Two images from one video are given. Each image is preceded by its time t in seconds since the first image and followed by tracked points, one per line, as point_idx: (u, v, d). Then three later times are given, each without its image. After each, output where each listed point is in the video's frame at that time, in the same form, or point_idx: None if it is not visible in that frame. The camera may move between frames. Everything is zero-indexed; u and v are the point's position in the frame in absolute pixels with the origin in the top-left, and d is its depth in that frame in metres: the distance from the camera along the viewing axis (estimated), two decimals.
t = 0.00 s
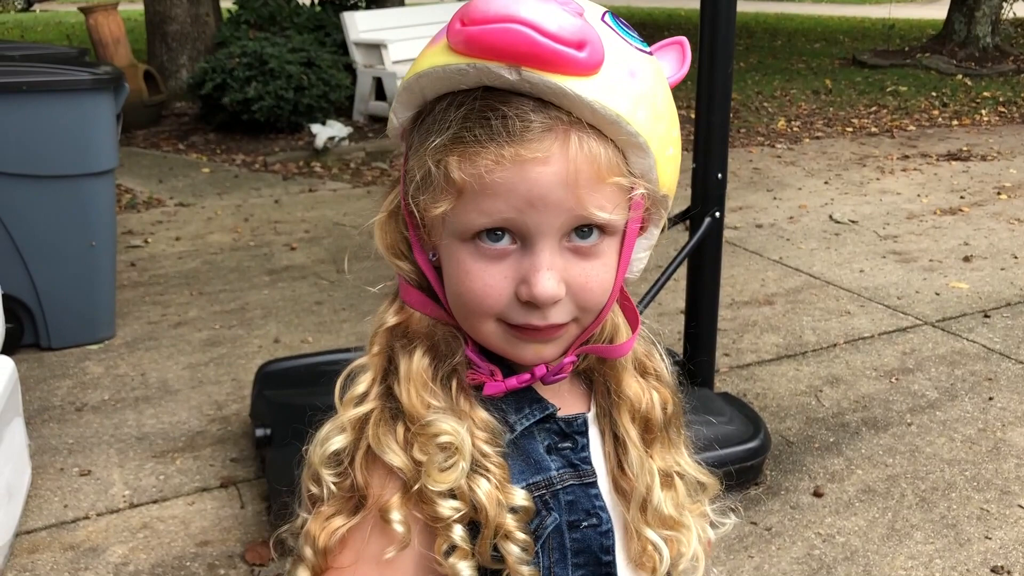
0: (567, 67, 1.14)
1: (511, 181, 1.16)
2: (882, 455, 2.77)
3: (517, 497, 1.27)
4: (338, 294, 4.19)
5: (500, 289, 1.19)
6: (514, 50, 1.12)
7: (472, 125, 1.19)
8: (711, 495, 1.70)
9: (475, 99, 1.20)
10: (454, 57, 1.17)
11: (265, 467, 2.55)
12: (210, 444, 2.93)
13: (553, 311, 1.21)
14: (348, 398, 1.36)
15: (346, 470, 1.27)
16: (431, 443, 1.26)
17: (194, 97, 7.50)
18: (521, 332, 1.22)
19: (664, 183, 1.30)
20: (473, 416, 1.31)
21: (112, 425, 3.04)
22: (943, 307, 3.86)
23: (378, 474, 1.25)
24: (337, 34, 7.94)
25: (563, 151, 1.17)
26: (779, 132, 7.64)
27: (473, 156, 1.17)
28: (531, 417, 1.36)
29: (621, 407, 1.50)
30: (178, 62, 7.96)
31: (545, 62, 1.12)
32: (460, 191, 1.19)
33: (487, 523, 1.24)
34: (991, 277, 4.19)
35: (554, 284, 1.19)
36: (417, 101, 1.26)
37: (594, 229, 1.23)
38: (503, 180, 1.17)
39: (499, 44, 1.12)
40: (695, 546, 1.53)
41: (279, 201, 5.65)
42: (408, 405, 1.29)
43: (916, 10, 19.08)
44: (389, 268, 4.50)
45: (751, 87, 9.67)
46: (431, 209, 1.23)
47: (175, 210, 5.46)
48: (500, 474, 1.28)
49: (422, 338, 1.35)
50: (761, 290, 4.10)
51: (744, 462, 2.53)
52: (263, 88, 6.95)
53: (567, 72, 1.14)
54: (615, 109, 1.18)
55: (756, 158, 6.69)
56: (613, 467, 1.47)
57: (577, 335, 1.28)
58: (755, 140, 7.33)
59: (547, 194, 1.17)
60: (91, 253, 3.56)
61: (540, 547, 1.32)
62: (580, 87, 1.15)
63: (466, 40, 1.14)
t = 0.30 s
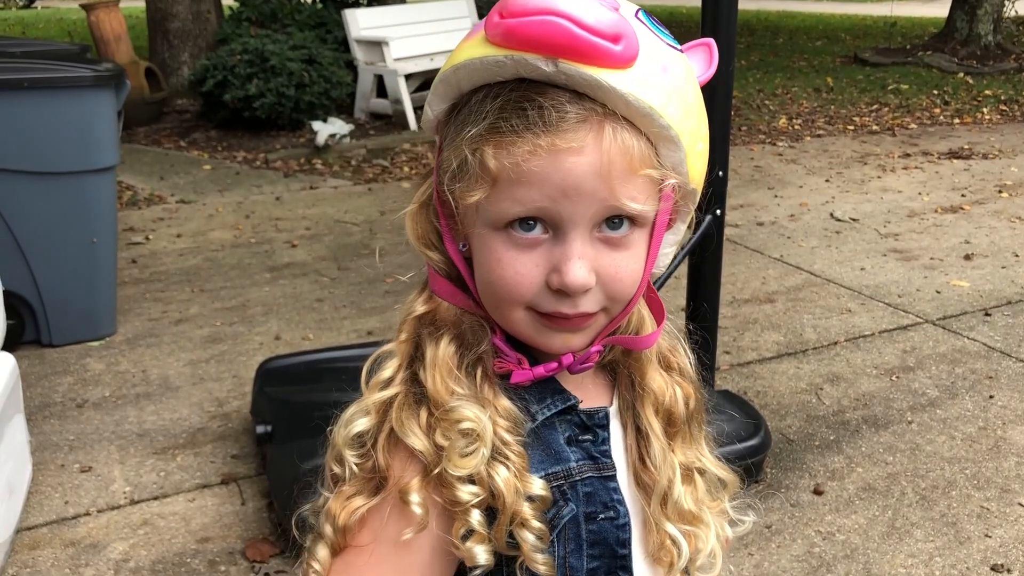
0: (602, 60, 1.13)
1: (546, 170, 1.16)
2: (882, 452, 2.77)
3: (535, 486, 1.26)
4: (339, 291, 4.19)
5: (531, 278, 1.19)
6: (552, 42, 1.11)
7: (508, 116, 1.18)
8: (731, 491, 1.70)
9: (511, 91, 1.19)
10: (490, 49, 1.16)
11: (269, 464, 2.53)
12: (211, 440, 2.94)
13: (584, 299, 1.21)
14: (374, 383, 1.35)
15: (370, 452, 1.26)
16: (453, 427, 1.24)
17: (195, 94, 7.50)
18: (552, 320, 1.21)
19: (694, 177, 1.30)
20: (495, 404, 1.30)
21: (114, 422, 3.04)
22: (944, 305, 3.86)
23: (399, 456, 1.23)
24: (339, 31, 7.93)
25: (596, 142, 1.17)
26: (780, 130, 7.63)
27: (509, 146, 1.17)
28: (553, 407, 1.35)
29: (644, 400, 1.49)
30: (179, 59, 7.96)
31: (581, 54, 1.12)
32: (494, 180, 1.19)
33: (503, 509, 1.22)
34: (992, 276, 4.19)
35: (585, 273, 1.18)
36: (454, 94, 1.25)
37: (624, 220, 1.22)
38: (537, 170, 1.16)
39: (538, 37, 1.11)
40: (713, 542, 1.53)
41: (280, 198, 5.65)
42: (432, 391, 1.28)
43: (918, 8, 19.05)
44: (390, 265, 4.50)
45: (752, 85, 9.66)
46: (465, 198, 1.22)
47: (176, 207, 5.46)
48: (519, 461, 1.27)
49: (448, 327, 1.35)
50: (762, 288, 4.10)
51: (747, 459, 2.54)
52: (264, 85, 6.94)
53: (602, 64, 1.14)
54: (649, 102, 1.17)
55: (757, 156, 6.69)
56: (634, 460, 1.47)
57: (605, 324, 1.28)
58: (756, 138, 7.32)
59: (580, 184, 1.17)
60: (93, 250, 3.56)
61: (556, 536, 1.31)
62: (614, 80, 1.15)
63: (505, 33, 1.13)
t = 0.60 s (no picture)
0: (613, 56, 1.13)
1: (556, 166, 1.16)
2: (881, 450, 2.77)
3: (538, 485, 1.26)
4: (340, 287, 4.19)
5: (539, 274, 1.19)
6: (564, 37, 1.11)
7: (518, 111, 1.18)
8: (737, 491, 1.69)
9: (522, 87, 1.19)
10: (502, 44, 1.16)
11: (268, 461, 2.53)
12: (210, 437, 2.94)
13: (591, 296, 1.20)
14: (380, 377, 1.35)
15: (373, 447, 1.26)
16: (456, 425, 1.24)
17: (195, 90, 7.50)
18: (559, 317, 1.21)
19: (704, 176, 1.29)
20: (498, 402, 1.30)
21: (113, 418, 3.04)
22: (944, 302, 3.85)
23: (402, 452, 1.23)
24: (339, 28, 7.93)
25: (606, 139, 1.17)
26: (780, 128, 7.63)
27: (518, 142, 1.17)
28: (558, 406, 1.34)
29: (651, 400, 1.49)
30: (179, 56, 7.95)
31: (593, 50, 1.12)
32: (504, 175, 1.18)
33: (505, 508, 1.22)
34: (992, 273, 4.19)
35: (593, 270, 1.18)
36: (464, 90, 1.25)
37: (633, 218, 1.22)
38: (547, 165, 1.16)
39: (549, 33, 1.11)
40: (719, 543, 1.52)
41: (280, 195, 5.65)
42: (436, 388, 1.28)
43: (919, 6, 19.03)
44: (390, 262, 4.50)
45: (752, 82, 9.65)
46: (474, 193, 1.22)
47: (177, 204, 5.46)
48: (522, 460, 1.27)
49: (454, 323, 1.34)
50: (762, 286, 4.10)
51: (748, 456, 2.54)
52: (264, 82, 6.93)
53: (613, 60, 1.14)
54: (659, 99, 1.17)
55: (757, 153, 6.68)
56: (641, 460, 1.46)
57: (613, 323, 1.27)
58: (756, 135, 7.32)
59: (589, 181, 1.16)
60: (93, 247, 3.56)
61: (560, 535, 1.31)
62: (625, 77, 1.15)
63: (517, 28, 1.13)
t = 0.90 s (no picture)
0: (611, 63, 1.13)
1: (554, 176, 1.15)
2: (881, 447, 2.77)
3: (547, 489, 1.26)
4: (340, 285, 4.19)
5: (537, 281, 1.19)
6: (561, 44, 1.10)
7: (516, 119, 1.18)
8: (743, 487, 1.70)
9: (519, 94, 1.18)
10: (499, 51, 1.15)
11: (268, 459, 2.52)
12: (211, 435, 2.94)
13: (590, 303, 1.20)
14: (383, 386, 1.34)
15: (380, 456, 1.25)
16: (465, 432, 1.24)
17: (196, 88, 7.50)
18: (557, 323, 1.21)
19: (704, 179, 1.29)
20: (506, 408, 1.30)
21: (114, 416, 3.05)
22: (944, 300, 3.85)
23: (410, 460, 1.23)
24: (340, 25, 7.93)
25: (605, 147, 1.16)
26: (781, 125, 7.62)
27: (516, 151, 1.16)
28: (563, 408, 1.35)
29: (655, 401, 1.49)
30: (180, 53, 7.95)
31: (591, 57, 1.11)
32: (501, 184, 1.18)
33: (516, 513, 1.22)
34: (993, 270, 4.18)
35: (591, 277, 1.18)
36: (460, 94, 1.25)
37: (632, 224, 1.22)
38: (545, 175, 1.15)
39: (546, 40, 1.11)
40: (728, 540, 1.53)
41: (280, 193, 5.64)
42: (443, 395, 1.28)
43: (919, 3, 19.00)
44: (391, 260, 4.50)
45: (753, 79, 9.64)
46: (472, 200, 1.21)
47: (177, 202, 5.46)
48: (532, 465, 1.27)
49: (458, 330, 1.34)
50: (762, 283, 4.10)
51: (750, 451, 2.54)
52: (265, 79, 6.92)
53: (611, 67, 1.13)
54: (658, 104, 1.17)
55: (757, 150, 6.68)
56: (647, 460, 1.46)
57: (612, 326, 1.28)
58: (757, 133, 7.32)
59: (588, 190, 1.16)
60: (94, 245, 3.56)
61: (569, 537, 1.31)
62: (624, 84, 1.14)
63: (513, 35, 1.13)
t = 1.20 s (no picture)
0: (628, 67, 1.12)
1: (568, 179, 1.15)
2: (882, 446, 2.77)
3: (556, 485, 1.26)
4: (341, 284, 4.19)
5: (549, 281, 1.19)
6: (578, 48, 1.10)
7: (531, 121, 1.17)
8: (747, 489, 1.70)
9: (534, 95, 1.18)
10: (515, 52, 1.15)
11: (270, 458, 2.52)
12: (211, 434, 2.94)
13: (601, 304, 1.21)
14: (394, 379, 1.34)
15: (390, 449, 1.25)
16: (475, 426, 1.24)
17: (197, 87, 7.50)
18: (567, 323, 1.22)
19: (717, 182, 1.29)
20: (515, 403, 1.30)
21: (114, 415, 3.05)
22: (945, 298, 3.85)
23: (419, 454, 1.23)
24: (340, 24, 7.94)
25: (620, 151, 1.16)
26: (782, 123, 7.62)
27: (531, 153, 1.16)
28: (571, 406, 1.35)
29: (661, 401, 1.50)
30: (180, 52, 7.95)
31: (607, 62, 1.11)
32: (515, 185, 1.18)
33: (524, 508, 1.22)
34: (994, 269, 4.18)
35: (603, 279, 1.18)
36: (475, 93, 1.24)
37: (645, 227, 1.22)
38: (559, 178, 1.15)
39: (563, 44, 1.10)
40: (730, 541, 1.52)
41: (281, 192, 5.64)
42: (454, 389, 1.28)
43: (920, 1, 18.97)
44: (392, 259, 4.50)
45: (754, 78, 9.63)
46: (485, 201, 1.21)
47: (178, 201, 5.46)
48: (540, 461, 1.27)
49: (470, 325, 1.34)
50: (763, 282, 4.10)
51: (752, 449, 2.54)
52: (265, 78, 6.92)
53: (627, 72, 1.13)
54: (673, 110, 1.17)
55: (758, 149, 6.68)
56: (652, 459, 1.47)
57: (621, 327, 1.28)
58: (758, 131, 7.31)
59: (601, 194, 1.16)
60: (95, 244, 3.56)
61: (574, 535, 1.31)
62: (640, 90, 1.14)
63: (530, 37, 1.12)
